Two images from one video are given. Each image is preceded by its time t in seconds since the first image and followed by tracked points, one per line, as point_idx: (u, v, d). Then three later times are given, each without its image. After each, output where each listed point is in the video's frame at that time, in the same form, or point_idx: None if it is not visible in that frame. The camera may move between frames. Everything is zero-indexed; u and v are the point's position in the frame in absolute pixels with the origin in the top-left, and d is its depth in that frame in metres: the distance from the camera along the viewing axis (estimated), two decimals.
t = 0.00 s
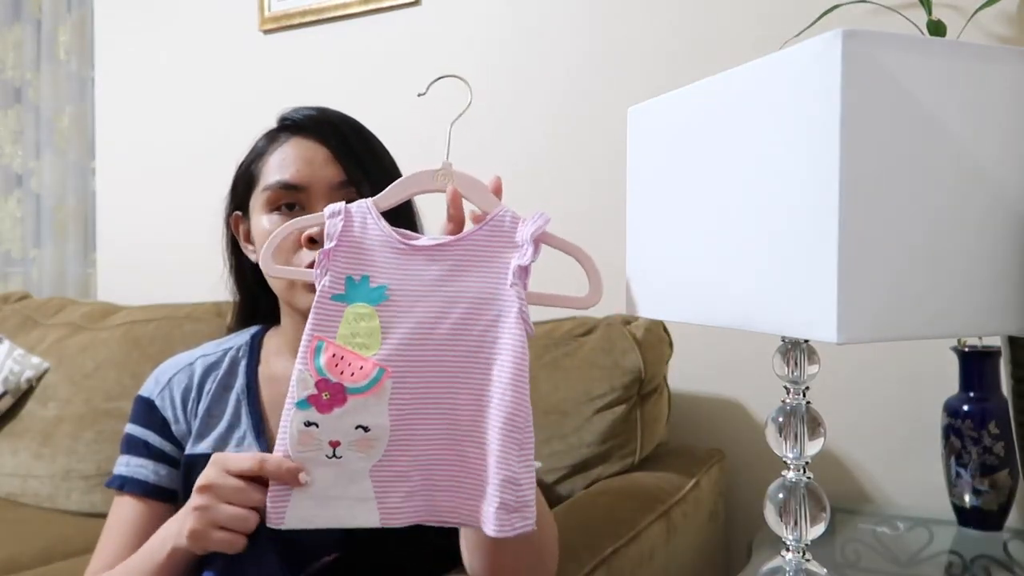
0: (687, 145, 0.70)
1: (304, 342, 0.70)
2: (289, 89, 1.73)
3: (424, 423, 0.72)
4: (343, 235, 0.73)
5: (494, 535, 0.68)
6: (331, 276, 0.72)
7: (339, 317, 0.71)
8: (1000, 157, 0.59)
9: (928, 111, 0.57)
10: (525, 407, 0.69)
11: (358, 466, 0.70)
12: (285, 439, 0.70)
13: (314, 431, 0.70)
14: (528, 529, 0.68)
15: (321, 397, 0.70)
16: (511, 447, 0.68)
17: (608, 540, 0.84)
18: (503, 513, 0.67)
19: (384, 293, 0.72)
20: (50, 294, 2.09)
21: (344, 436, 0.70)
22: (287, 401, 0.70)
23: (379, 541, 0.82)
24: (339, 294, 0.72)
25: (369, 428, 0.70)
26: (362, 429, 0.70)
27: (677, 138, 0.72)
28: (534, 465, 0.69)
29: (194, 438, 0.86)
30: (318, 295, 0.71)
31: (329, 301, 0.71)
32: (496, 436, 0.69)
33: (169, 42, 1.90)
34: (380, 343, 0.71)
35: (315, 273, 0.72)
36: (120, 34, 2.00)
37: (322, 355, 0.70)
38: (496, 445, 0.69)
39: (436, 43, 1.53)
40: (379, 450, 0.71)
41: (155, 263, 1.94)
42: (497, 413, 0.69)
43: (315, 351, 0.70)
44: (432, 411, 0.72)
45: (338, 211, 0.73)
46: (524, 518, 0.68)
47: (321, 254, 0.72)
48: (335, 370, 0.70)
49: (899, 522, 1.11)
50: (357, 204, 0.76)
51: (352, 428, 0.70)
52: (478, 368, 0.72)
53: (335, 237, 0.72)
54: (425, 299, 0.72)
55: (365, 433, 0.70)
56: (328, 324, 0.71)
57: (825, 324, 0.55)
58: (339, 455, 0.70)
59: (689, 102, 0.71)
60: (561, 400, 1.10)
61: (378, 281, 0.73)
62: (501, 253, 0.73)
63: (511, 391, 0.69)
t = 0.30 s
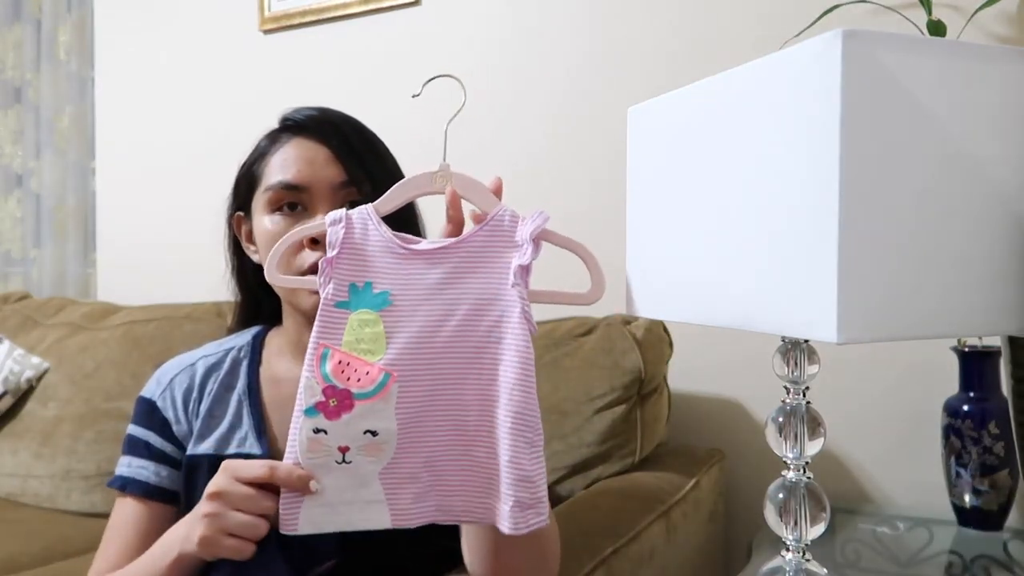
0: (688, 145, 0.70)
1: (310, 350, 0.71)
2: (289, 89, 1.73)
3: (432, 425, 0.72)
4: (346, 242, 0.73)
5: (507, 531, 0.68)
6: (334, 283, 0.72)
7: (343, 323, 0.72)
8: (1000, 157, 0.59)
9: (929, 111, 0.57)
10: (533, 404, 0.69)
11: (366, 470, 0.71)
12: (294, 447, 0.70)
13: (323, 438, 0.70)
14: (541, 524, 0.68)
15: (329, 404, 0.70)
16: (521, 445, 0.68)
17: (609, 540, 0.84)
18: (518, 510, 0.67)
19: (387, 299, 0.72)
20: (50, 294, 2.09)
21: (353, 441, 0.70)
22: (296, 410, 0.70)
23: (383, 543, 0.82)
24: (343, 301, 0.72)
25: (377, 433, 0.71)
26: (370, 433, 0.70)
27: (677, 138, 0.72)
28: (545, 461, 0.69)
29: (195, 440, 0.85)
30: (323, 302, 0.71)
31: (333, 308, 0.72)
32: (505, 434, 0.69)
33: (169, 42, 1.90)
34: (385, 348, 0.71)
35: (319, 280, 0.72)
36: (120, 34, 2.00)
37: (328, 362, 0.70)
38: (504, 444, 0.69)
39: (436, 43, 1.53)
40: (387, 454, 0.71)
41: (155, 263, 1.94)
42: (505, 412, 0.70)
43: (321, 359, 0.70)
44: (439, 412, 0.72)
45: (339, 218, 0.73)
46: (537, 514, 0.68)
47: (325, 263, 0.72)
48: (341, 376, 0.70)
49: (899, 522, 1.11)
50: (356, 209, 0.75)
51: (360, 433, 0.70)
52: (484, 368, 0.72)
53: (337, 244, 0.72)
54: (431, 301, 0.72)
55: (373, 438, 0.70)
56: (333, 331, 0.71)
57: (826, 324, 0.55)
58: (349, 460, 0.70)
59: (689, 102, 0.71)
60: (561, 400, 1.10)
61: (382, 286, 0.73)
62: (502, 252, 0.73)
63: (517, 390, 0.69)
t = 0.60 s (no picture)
0: (688, 144, 0.70)
1: (326, 336, 0.72)
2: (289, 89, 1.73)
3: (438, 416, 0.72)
4: (361, 234, 0.74)
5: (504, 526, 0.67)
6: (347, 272, 0.73)
7: (357, 311, 0.72)
8: (1000, 157, 0.59)
9: (930, 111, 0.57)
10: (540, 398, 0.69)
11: (381, 457, 0.71)
12: (309, 433, 0.71)
13: (339, 422, 0.71)
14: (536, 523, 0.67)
15: (344, 388, 0.71)
16: (525, 438, 0.67)
17: (609, 540, 0.84)
18: (514, 504, 0.67)
19: (399, 287, 0.72)
20: (50, 294, 2.09)
21: (367, 426, 0.71)
22: (311, 395, 0.71)
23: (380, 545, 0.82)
24: (356, 290, 0.73)
25: (391, 418, 0.71)
26: (385, 419, 0.71)
27: (677, 136, 0.72)
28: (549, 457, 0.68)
29: (195, 439, 0.86)
30: (335, 290, 0.72)
31: (347, 296, 0.73)
32: (509, 427, 0.68)
33: (169, 42, 1.90)
34: (399, 336, 0.72)
35: (333, 269, 0.73)
36: (120, 34, 2.00)
37: (343, 348, 0.71)
38: (507, 437, 0.68)
39: (436, 43, 1.53)
40: (400, 441, 0.71)
41: (155, 263, 1.94)
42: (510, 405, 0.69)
43: (336, 345, 0.71)
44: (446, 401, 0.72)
45: (355, 212, 0.75)
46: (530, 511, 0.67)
47: (338, 253, 0.73)
48: (356, 362, 0.71)
49: (899, 522, 1.11)
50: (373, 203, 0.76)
51: (374, 419, 0.71)
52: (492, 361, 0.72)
53: (352, 236, 0.73)
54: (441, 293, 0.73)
55: (387, 423, 0.71)
56: (349, 319, 0.73)
57: (826, 324, 0.55)
58: (363, 445, 0.71)
59: (689, 102, 0.71)
60: (561, 400, 1.10)
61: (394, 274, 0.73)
62: (512, 246, 0.73)
63: (522, 383, 0.69)
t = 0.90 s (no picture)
0: (688, 143, 0.71)
1: (344, 333, 0.73)
2: (289, 89, 1.73)
3: (452, 408, 0.72)
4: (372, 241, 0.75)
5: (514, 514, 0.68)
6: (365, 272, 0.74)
7: (373, 308, 0.74)
8: (1001, 157, 0.59)
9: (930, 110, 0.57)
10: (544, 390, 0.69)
11: (402, 445, 0.72)
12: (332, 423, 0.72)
13: (360, 413, 0.73)
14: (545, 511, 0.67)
15: (365, 382, 0.73)
16: (530, 429, 0.68)
17: (609, 540, 0.84)
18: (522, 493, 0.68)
19: (412, 285, 0.73)
20: (50, 294, 2.09)
21: (387, 415, 0.72)
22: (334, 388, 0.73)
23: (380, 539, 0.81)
24: (372, 287, 0.74)
25: (410, 409, 0.73)
26: (403, 410, 0.72)
27: (678, 134, 0.72)
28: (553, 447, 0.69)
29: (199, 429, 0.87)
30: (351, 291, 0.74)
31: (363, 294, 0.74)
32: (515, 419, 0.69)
33: (169, 42, 1.90)
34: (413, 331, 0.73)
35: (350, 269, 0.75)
36: (120, 34, 2.00)
37: (362, 345, 0.73)
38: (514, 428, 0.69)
39: (436, 43, 1.53)
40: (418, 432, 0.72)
41: (155, 263, 1.94)
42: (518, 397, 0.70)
43: (355, 342, 0.73)
44: (458, 393, 0.72)
45: (371, 215, 0.77)
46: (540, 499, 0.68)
47: (354, 253, 0.75)
48: (373, 357, 0.72)
49: (899, 522, 1.11)
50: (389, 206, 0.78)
51: (394, 409, 0.73)
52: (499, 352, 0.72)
53: (367, 235, 0.75)
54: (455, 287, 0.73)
55: (406, 414, 0.72)
56: (365, 315, 0.74)
57: (826, 325, 0.55)
58: (384, 434, 0.73)
59: (689, 101, 0.71)
60: (561, 400, 1.10)
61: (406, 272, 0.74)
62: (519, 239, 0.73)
63: (528, 376, 0.69)
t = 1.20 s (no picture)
0: (688, 142, 0.71)
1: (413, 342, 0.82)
2: (289, 90, 1.73)
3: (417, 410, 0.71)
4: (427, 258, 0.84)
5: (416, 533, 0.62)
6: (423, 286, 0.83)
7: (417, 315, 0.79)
8: (1001, 157, 0.59)
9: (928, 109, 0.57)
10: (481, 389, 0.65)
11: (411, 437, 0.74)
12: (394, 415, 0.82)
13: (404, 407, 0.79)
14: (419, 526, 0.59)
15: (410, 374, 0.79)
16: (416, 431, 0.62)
17: (609, 540, 0.84)
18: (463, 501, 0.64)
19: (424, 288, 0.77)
20: (50, 294, 2.09)
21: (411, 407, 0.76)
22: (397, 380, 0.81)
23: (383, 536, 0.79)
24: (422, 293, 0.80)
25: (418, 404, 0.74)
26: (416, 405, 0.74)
27: (678, 134, 0.72)
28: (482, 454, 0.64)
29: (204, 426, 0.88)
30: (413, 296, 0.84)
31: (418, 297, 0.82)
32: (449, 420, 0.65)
33: (169, 42, 1.91)
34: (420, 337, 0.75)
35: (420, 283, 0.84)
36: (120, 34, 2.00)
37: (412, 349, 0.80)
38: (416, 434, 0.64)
39: (437, 43, 1.53)
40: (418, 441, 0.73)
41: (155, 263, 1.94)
42: (420, 397, 0.64)
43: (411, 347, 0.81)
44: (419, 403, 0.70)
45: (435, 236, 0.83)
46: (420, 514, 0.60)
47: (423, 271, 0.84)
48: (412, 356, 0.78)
49: (899, 522, 1.11)
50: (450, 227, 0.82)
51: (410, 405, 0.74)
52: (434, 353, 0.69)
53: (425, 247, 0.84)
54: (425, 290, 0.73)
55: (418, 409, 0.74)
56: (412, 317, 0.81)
57: (826, 324, 0.55)
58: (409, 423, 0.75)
59: (689, 100, 0.71)
60: (561, 400, 1.10)
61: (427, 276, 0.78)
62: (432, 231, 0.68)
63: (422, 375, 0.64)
